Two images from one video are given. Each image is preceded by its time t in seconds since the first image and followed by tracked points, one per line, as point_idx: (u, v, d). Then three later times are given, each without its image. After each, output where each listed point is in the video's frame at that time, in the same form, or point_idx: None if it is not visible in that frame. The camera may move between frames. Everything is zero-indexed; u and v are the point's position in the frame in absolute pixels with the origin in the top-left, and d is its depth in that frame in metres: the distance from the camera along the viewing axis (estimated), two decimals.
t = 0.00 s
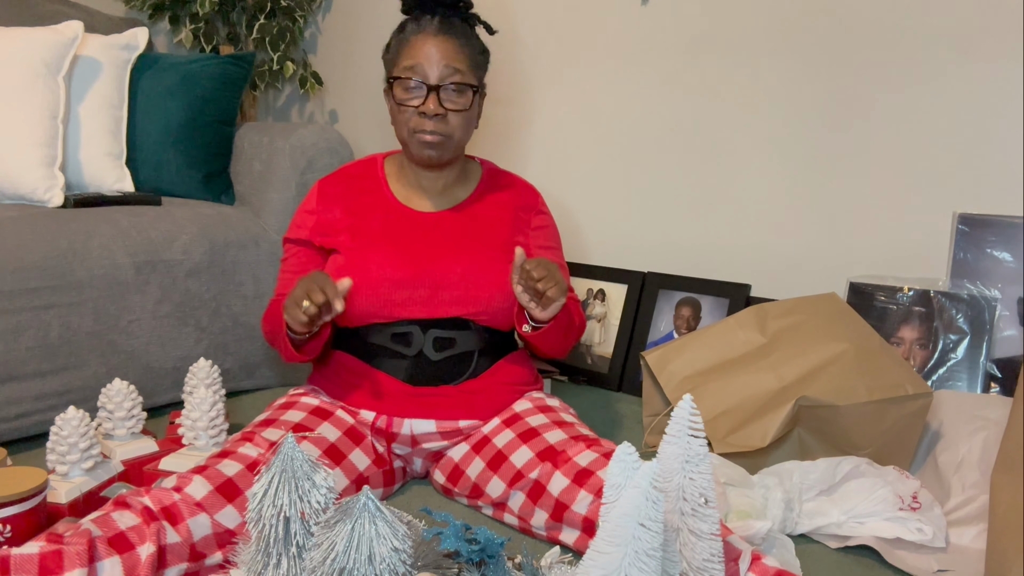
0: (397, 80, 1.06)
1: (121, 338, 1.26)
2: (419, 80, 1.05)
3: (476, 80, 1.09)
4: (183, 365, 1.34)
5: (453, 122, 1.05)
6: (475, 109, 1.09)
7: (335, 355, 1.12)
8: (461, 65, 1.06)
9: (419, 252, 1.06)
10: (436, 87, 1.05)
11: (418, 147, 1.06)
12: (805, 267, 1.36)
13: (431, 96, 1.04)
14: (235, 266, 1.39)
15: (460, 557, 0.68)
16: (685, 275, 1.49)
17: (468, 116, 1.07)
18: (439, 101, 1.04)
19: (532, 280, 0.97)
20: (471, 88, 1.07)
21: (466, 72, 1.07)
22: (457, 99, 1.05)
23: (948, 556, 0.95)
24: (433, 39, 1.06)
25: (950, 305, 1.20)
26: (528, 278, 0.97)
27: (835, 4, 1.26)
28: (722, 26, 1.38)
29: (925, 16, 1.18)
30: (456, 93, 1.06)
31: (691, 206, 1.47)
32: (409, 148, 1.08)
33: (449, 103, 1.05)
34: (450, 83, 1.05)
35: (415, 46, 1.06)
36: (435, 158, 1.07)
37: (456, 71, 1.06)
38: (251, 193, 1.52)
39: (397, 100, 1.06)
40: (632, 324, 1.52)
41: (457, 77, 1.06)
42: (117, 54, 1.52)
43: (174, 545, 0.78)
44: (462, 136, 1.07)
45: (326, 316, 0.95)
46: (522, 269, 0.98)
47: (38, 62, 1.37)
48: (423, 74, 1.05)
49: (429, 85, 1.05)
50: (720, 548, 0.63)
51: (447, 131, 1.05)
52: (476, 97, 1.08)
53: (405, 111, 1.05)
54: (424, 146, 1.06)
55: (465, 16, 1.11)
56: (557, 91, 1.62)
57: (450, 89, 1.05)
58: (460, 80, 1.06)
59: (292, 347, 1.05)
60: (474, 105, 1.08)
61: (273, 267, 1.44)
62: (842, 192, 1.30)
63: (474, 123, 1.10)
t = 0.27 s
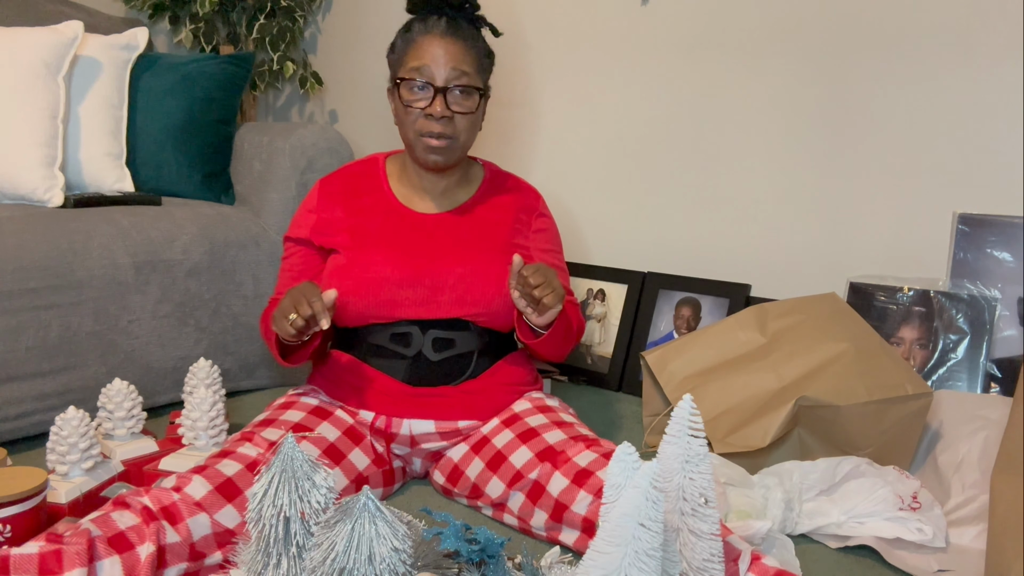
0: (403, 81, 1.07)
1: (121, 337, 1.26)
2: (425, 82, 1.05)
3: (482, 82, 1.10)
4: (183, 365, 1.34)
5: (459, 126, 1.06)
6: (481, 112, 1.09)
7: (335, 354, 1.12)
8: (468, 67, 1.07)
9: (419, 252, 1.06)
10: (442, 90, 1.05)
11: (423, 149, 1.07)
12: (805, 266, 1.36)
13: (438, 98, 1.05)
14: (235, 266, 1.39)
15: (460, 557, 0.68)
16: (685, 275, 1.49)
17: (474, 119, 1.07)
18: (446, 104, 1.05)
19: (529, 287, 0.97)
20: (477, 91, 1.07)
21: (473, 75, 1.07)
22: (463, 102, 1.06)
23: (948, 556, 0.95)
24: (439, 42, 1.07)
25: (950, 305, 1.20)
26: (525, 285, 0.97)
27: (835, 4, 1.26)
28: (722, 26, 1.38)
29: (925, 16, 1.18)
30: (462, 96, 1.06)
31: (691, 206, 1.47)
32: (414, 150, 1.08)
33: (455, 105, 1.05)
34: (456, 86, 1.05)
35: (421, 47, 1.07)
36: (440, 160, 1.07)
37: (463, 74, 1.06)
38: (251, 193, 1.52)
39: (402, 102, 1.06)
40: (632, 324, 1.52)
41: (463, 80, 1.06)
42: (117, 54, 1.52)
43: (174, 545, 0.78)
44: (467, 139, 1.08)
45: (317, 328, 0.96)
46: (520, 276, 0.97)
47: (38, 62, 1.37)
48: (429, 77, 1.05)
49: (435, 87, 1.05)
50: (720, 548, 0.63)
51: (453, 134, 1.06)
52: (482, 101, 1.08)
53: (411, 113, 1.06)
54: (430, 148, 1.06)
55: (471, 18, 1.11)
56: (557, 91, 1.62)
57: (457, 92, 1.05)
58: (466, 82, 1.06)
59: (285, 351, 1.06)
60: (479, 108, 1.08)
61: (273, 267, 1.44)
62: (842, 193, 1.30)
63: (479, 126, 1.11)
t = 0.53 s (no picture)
0: (398, 87, 1.07)
1: (121, 338, 1.26)
2: (419, 86, 1.05)
3: (478, 86, 1.09)
4: (183, 365, 1.34)
5: (453, 130, 1.05)
6: (478, 114, 1.09)
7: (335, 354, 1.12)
8: (462, 72, 1.06)
9: (419, 252, 1.06)
10: (436, 94, 1.05)
11: (419, 153, 1.07)
12: (805, 266, 1.36)
13: (431, 103, 1.04)
14: (235, 266, 1.39)
15: (460, 557, 0.68)
16: (685, 275, 1.49)
17: (469, 123, 1.07)
18: (439, 109, 1.04)
19: (530, 279, 0.97)
20: (472, 95, 1.07)
21: (467, 79, 1.07)
22: (457, 105, 1.05)
23: (948, 556, 0.95)
24: (435, 45, 1.06)
25: (950, 305, 1.20)
26: (526, 278, 0.97)
27: (835, 4, 1.26)
28: (722, 26, 1.38)
29: (925, 17, 1.18)
30: (457, 100, 1.05)
31: (691, 206, 1.47)
32: (411, 154, 1.08)
33: (449, 109, 1.05)
34: (450, 90, 1.05)
35: (416, 53, 1.07)
36: (436, 164, 1.07)
37: (457, 78, 1.06)
38: (251, 193, 1.52)
39: (397, 107, 1.07)
40: (632, 324, 1.52)
41: (457, 84, 1.06)
42: (117, 54, 1.52)
43: (174, 545, 0.78)
44: (463, 142, 1.07)
45: (320, 316, 0.96)
46: (520, 269, 0.98)
47: (38, 62, 1.37)
48: (423, 82, 1.05)
49: (429, 92, 1.05)
50: (720, 548, 0.63)
51: (447, 138, 1.06)
52: (478, 104, 1.08)
53: (405, 119, 1.06)
54: (425, 152, 1.06)
55: (467, 22, 1.11)
56: (557, 91, 1.62)
57: (451, 97, 1.05)
58: (460, 87, 1.06)
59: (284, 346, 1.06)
60: (475, 111, 1.08)
61: (273, 267, 1.44)
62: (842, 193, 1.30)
63: (476, 129, 1.10)
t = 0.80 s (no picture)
0: (392, 90, 1.06)
1: (121, 337, 1.26)
2: (414, 89, 1.05)
3: (473, 90, 1.08)
4: (183, 365, 1.34)
5: (447, 133, 1.05)
6: (473, 117, 1.08)
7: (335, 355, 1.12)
8: (457, 75, 1.06)
9: (419, 252, 1.06)
10: (430, 97, 1.04)
11: (413, 156, 1.06)
12: (805, 266, 1.36)
13: (424, 106, 1.04)
14: (235, 266, 1.39)
15: (460, 557, 0.68)
16: (685, 275, 1.49)
17: (463, 126, 1.06)
18: (432, 112, 1.04)
19: (530, 296, 0.98)
20: (467, 98, 1.06)
21: (462, 83, 1.06)
22: (451, 109, 1.05)
23: (948, 556, 0.95)
24: (429, 49, 1.06)
25: (950, 305, 1.20)
26: (526, 296, 0.98)
27: (834, 4, 1.26)
28: (722, 26, 1.38)
29: (925, 17, 1.18)
30: (451, 103, 1.05)
31: (691, 206, 1.47)
32: (407, 157, 1.08)
33: (443, 113, 1.04)
34: (444, 93, 1.05)
35: (411, 56, 1.06)
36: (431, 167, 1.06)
37: (451, 82, 1.05)
38: (251, 193, 1.52)
39: (391, 111, 1.06)
40: (632, 324, 1.52)
41: (451, 88, 1.05)
42: (117, 54, 1.52)
43: (174, 545, 0.78)
44: (458, 145, 1.07)
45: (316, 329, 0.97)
46: (520, 286, 0.99)
47: (38, 62, 1.37)
48: (417, 85, 1.05)
49: (422, 95, 1.04)
50: (720, 548, 0.63)
51: (441, 142, 1.05)
52: (473, 107, 1.07)
53: (399, 122, 1.05)
54: (419, 155, 1.05)
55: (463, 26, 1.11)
56: (557, 91, 1.61)
57: (445, 100, 1.05)
58: (454, 90, 1.05)
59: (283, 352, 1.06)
60: (470, 114, 1.07)
61: (273, 267, 1.44)
62: (842, 192, 1.30)
63: (472, 132, 1.10)
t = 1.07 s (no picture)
0: (395, 83, 1.07)
1: (121, 337, 1.26)
2: (417, 81, 1.05)
3: (476, 83, 1.09)
4: (183, 365, 1.34)
5: (450, 125, 1.05)
6: (475, 111, 1.08)
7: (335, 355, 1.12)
8: (460, 68, 1.06)
9: (419, 251, 1.06)
10: (434, 89, 1.05)
11: (415, 149, 1.06)
12: (805, 266, 1.36)
13: (428, 97, 1.04)
14: (235, 266, 1.39)
15: (460, 557, 0.68)
16: (685, 275, 1.49)
17: (465, 119, 1.06)
18: (435, 103, 1.04)
19: (530, 283, 0.96)
20: (469, 91, 1.06)
21: (464, 76, 1.07)
22: (454, 101, 1.05)
23: (948, 556, 0.95)
24: (433, 42, 1.07)
25: (950, 305, 1.20)
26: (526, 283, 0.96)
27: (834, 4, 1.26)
28: (722, 26, 1.38)
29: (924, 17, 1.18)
30: (453, 96, 1.05)
31: (691, 206, 1.47)
32: (409, 150, 1.08)
33: (446, 104, 1.05)
34: (448, 85, 1.05)
35: (414, 49, 1.07)
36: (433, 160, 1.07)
37: (454, 75, 1.06)
38: (251, 193, 1.52)
39: (394, 103, 1.07)
40: (632, 324, 1.52)
41: (454, 80, 1.06)
42: (117, 54, 1.52)
43: (174, 545, 0.78)
44: (460, 138, 1.07)
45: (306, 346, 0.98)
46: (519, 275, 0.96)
47: (38, 62, 1.37)
48: (420, 77, 1.05)
49: (426, 87, 1.05)
50: (720, 548, 0.63)
51: (444, 134, 1.05)
52: (475, 100, 1.07)
53: (402, 114, 1.05)
54: (422, 147, 1.06)
55: (466, 21, 1.11)
56: (557, 91, 1.61)
57: (448, 92, 1.05)
58: (457, 82, 1.06)
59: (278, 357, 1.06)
60: (472, 107, 1.07)
61: (273, 267, 1.44)
62: (842, 192, 1.30)
63: (474, 127, 1.10)
